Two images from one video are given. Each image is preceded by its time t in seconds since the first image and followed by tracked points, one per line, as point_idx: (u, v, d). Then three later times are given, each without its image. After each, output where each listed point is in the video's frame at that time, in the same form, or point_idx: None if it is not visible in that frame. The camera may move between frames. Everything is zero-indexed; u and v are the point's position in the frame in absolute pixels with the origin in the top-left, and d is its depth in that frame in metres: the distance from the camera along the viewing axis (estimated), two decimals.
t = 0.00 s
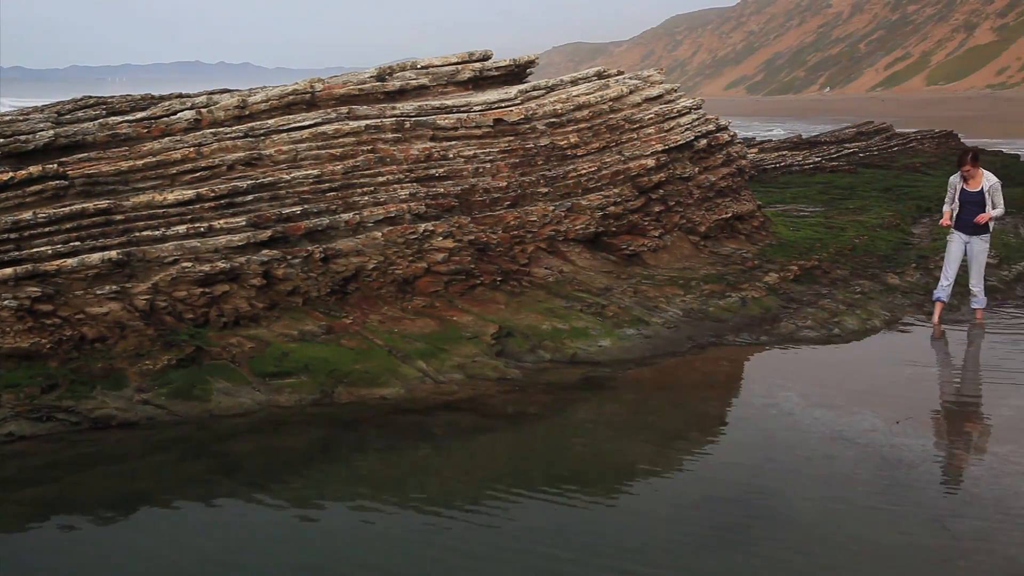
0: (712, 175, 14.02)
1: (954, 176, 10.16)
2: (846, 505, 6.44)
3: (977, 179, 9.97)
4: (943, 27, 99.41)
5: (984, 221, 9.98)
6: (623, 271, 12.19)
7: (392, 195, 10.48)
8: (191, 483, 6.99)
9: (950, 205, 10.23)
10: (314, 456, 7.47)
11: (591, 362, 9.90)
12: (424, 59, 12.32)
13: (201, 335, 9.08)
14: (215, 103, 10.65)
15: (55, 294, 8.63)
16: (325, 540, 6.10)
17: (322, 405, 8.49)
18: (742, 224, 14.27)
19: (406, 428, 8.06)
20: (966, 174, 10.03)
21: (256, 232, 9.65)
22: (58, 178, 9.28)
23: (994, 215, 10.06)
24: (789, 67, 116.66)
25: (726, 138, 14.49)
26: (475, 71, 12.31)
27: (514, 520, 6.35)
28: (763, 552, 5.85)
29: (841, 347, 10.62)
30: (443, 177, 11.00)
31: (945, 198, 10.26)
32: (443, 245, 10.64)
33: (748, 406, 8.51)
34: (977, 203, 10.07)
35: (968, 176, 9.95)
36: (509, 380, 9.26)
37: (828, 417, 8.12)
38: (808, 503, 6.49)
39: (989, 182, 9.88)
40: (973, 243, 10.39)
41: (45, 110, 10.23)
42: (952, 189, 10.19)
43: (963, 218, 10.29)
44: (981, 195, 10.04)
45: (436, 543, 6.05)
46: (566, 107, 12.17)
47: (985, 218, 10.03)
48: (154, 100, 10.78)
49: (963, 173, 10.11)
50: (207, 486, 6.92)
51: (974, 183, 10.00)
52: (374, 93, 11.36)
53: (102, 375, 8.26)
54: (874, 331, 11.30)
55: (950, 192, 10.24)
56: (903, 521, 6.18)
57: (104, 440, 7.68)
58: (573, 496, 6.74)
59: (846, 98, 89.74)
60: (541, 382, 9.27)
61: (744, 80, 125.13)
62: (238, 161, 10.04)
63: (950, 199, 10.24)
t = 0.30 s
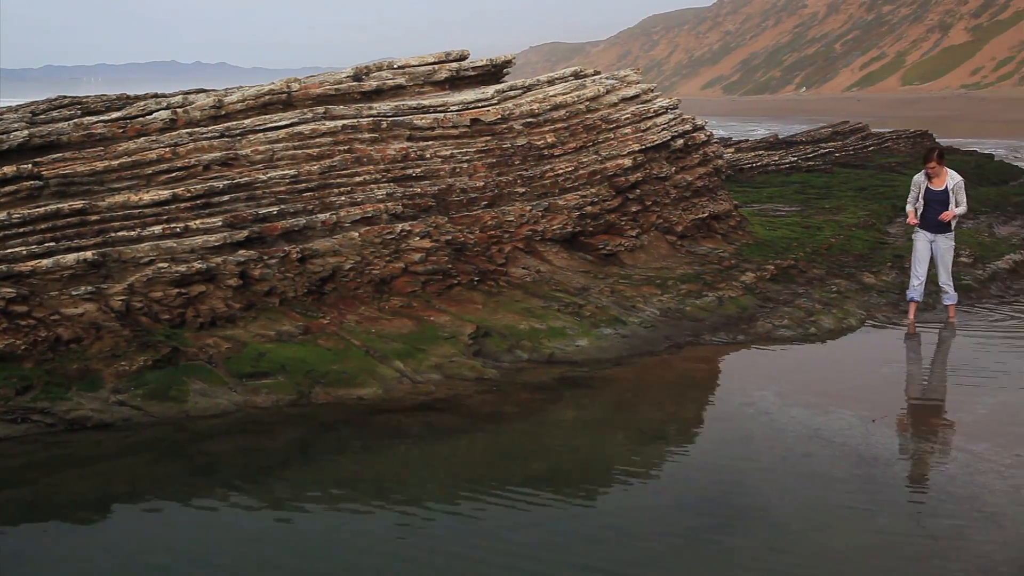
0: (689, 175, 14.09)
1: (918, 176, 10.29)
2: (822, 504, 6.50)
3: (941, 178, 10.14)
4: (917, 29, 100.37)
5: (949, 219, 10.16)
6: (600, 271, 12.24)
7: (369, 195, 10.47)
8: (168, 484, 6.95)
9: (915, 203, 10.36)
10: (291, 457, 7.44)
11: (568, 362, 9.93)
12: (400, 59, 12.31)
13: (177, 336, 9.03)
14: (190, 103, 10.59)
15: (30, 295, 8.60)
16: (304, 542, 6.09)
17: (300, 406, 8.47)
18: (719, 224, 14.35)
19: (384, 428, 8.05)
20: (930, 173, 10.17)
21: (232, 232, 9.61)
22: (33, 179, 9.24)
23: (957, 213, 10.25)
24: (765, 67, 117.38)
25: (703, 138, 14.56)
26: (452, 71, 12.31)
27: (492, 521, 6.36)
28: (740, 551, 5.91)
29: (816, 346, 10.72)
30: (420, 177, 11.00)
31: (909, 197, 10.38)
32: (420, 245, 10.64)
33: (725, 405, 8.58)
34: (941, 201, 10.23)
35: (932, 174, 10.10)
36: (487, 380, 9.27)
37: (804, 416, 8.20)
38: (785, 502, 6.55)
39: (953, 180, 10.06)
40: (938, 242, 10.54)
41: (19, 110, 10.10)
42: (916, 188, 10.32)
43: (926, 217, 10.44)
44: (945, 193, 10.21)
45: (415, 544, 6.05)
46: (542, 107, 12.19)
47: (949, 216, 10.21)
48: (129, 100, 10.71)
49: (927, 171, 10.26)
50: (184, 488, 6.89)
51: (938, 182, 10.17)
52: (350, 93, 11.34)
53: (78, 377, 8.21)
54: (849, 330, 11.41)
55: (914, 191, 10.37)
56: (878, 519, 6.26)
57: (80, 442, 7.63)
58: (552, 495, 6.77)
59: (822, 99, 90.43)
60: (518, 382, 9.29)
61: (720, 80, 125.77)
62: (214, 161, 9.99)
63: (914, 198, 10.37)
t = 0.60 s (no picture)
0: (667, 174, 14.16)
1: (884, 173, 10.37)
2: (801, 503, 6.55)
3: (907, 175, 10.25)
4: (892, 30, 101.23)
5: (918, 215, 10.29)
6: (578, 270, 12.28)
7: (348, 195, 10.45)
8: (146, 486, 6.91)
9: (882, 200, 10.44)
10: (270, 458, 7.42)
11: (547, 362, 9.95)
12: (378, 59, 12.29)
13: (155, 337, 8.98)
14: (167, 103, 10.53)
15: (6, 296, 8.53)
16: (284, 543, 6.08)
17: (278, 407, 8.45)
18: (697, 223, 14.43)
19: (363, 429, 8.04)
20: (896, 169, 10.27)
21: (209, 233, 9.57)
22: (9, 179, 9.18)
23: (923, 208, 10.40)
24: (742, 68, 118.04)
25: (681, 138, 14.63)
26: (431, 71, 12.31)
27: (473, 522, 6.37)
28: (720, 550, 5.95)
29: (793, 346, 10.80)
30: (398, 177, 10.99)
31: (876, 195, 10.45)
32: (398, 246, 10.63)
33: (704, 405, 8.63)
34: (908, 197, 10.35)
35: (899, 171, 10.18)
36: (466, 380, 9.28)
37: (783, 415, 8.26)
38: (764, 501, 6.60)
39: (920, 175, 10.18)
40: (906, 240, 10.66)
41: None
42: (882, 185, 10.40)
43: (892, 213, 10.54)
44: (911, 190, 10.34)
45: (396, 545, 6.05)
46: (520, 107, 12.21)
47: (917, 212, 10.34)
48: (106, 100, 10.64)
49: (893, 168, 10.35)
50: (162, 489, 6.86)
51: (904, 179, 10.28)
52: (328, 93, 11.32)
53: (54, 378, 8.14)
54: (826, 329, 11.50)
55: (880, 188, 10.44)
56: (855, 517, 6.32)
57: (56, 444, 7.57)
58: (533, 495, 6.79)
59: (799, 99, 91.07)
60: (497, 382, 9.30)
61: (698, 80, 126.36)
62: (192, 161, 9.95)
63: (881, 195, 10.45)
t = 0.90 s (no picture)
0: (646, 174, 14.22)
1: (854, 173, 10.44)
2: (780, 502, 6.60)
3: (877, 173, 10.33)
4: (870, 31, 101.98)
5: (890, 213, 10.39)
6: (558, 270, 12.31)
7: (327, 195, 10.44)
8: (125, 487, 6.88)
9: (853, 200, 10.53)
10: (250, 459, 7.40)
11: (527, 362, 9.97)
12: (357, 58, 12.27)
13: (133, 338, 8.92)
14: (146, 103, 10.48)
15: None
16: (265, 543, 6.07)
17: (257, 408, 8.42)
18: (677, 223, 14.50)
19: (344, 429, 8.04)
20: (866, 168, 10.34)
21: (188, 233, 9.54)
22: None
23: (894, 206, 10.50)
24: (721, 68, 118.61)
25: (661, 138, 14.70)
26: (410, 70, 12.30)
27: (454, 522, 6.37)
28: (699, 548, 6.00)
29: (771, 345, 10.88)
30: (378, 177, 10.98)
31: (847, 195, 10.52)
32: (378, 246, 10.62)
33: (683, 404, 8.67)
34: (879, 196, 10.44)
35: (870, 170, 10.26)
36: (446, 380, 9.29)
37: (762, 415, 8.32)
38: (743, 500, 6.66)
39: (891, 174, 10.27)
40: (880, 238, 10.76)
41: None
42: (852, 185, 10.47)
43: (864, 212, 10.63)
44: (882, 188, 10.43)
45: (378, 546, 6.04)
46: (500, 107, 12.22)
47: (888, 210, 10.44)
48: (83, 99, 10.57)
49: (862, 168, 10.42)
50: (141, 490, 6.82)
51: (874, 178, 10.36)
52: (308, 93, 11.29)
53: (32, 379, 8.08)
54: (804, 329, 11.58)
55: (850, 188, 10.52)
56: (834, 516, 6.38)
57: (34, 445, 7.52)
58: (514, 495, 6.81)
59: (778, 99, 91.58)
60: (477, 382, 9.31)
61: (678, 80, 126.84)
62: (170, 162, 9.92)
63: (852, 195, 10.52)
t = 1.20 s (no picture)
0: (624, 174, 14.28)
1: (825, 173, 10.55)
2: (757, 501, 6.65)
3: (849, 172, 10.44)
4: (845, 32, 102.82)
5: (864, 211, 10.48)
6: (536, 270, 12.34)
7: (304, 195, 10.41)
8: (101, 489, 6.84)
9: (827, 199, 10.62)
10: (227, 461, 7.37)
11: (505, 362, 9.99)
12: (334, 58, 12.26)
13: (109, 338, 8.86)
14: (122, 103, 10.43)
15: None
16: (242, 545, 6.05)
17: (234, 409, 8.39)
18: (654, 223, 14.57)
19: (322, 430, 8.02)
20: (838, 168, 10.45)
21: (164, 234, 9.50)
22: None
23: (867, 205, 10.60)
24: (698, 69, 119.20)
25: (638, 138, 14.76)
26: (387, 70, 12.30)
27: (433, 522, 6.38)
28: (677, 548, 6.04)
29: (747, 344, 10.96)
30: (355, 177, 10.96)
31: (820, 194, 10.62)
32: (355, 246, 10.61)
33: (660, 404, 8.72)
34: (852, 194, 10.54)
35: (842, 169, 10.36)
36: (424, 380, 9.29)
37: (739, 414, 8.39)
38: (720, 498, 6.71)
39: (862, 172, 10.38)
40: (853, 237, 10.85)
41: None
42: (825, 184, 10.57)
43: (837, 211, 10.73)
44: (854, 187, 10.53)
45: (356, 547, 6.04)
46: (477, 107, 12.23)
47: (862, 208, 10.54)
48: (59, 100, 10.51)
49: (834, 167, 10.53)
50: (118, 492, 6.78)
51: (847, 177, 10.47)
52: (284, 93, 11.26)
53: (6, 381, 8.01)
54: (780, 328, 11.68)
55: (823, 188, 10.62)
56: (810, 514, 6.44)
57: (8, 447, 7.46)
58: (492, 495, 6.82)
59: (754, 99, 92.14)
60: (455, 382, 9.32)
61: (655, 80, 127.36)
62: (146, 162, 9.87)
63: (825, 194, 10.62)
